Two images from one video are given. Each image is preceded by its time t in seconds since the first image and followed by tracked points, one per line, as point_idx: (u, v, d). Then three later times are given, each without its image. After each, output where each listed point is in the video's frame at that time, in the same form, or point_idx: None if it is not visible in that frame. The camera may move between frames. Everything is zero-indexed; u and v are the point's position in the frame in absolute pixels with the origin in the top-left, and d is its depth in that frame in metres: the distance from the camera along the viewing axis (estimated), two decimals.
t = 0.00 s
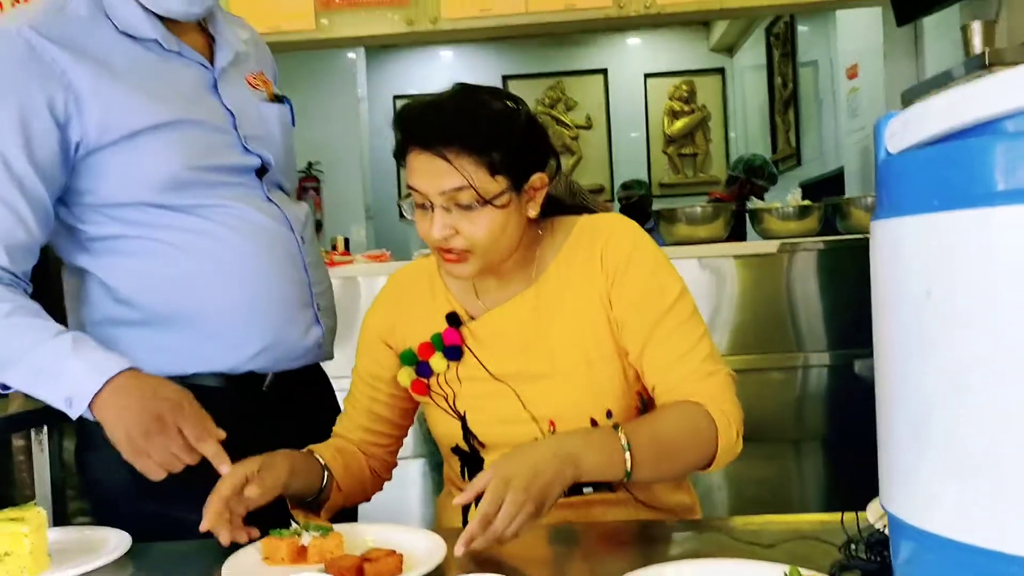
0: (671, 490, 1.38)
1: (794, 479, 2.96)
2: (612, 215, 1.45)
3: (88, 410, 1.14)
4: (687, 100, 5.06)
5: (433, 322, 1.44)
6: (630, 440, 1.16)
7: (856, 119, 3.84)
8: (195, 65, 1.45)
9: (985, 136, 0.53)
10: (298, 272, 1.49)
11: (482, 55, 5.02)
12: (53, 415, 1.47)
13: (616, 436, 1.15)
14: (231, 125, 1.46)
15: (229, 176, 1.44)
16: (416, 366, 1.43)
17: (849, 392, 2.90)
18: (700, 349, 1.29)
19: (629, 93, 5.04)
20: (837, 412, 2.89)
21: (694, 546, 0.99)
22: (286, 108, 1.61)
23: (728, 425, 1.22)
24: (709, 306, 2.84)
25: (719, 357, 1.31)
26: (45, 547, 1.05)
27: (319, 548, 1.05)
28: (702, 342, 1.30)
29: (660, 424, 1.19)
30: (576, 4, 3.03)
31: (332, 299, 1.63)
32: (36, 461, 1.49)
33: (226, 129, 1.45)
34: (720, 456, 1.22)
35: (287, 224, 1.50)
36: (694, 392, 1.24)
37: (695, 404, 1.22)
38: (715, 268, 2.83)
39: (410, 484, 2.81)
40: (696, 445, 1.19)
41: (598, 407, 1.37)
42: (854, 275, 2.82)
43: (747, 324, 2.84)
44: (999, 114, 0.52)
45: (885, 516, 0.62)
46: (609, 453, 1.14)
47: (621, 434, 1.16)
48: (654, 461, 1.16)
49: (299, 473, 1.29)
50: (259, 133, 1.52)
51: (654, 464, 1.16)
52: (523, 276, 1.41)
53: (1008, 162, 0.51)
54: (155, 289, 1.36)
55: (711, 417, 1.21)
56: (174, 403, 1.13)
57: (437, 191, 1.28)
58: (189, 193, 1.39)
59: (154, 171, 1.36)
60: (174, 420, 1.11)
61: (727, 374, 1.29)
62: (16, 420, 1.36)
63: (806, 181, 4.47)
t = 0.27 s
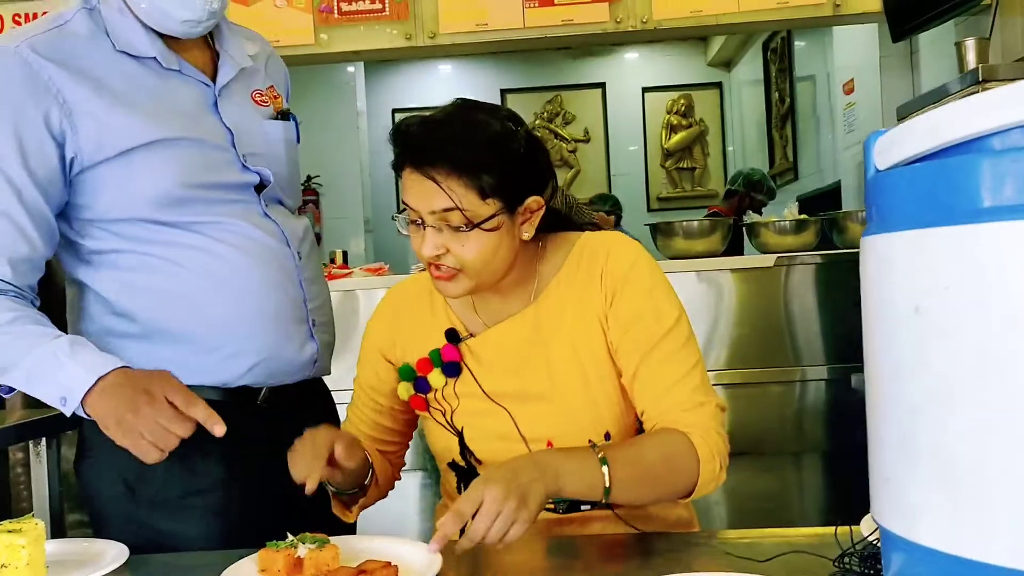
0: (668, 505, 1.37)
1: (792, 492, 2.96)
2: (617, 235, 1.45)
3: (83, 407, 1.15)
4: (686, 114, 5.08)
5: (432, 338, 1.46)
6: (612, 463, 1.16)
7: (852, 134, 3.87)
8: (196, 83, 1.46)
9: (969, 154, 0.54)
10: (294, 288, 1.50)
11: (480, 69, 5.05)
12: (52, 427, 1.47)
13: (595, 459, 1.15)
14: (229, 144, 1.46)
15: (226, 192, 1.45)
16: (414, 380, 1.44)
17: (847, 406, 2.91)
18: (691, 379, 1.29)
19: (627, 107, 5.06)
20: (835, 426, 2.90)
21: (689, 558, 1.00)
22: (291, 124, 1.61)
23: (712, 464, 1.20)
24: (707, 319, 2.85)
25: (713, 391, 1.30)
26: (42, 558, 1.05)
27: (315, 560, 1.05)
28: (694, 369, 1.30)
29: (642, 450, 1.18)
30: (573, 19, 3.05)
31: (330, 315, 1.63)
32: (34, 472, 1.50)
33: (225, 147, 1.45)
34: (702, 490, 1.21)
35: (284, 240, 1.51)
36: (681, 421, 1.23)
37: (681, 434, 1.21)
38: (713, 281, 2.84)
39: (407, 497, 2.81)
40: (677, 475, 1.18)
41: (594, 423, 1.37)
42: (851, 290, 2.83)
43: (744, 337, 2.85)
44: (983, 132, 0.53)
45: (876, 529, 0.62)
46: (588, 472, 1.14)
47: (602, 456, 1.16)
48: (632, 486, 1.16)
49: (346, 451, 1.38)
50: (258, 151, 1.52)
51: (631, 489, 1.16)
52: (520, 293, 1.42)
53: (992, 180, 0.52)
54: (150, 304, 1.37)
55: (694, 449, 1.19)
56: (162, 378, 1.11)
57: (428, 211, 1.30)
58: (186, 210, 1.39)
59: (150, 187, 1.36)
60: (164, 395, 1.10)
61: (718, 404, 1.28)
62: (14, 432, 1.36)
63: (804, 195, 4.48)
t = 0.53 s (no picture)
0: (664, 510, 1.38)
1: (789, 497, 2.97)
2: (616, 239, 1.45)
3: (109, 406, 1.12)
4: (685, 119, 5.09)
5: (435, 346, 1.47)
6: (597, 472, 1.16)
7: (851, 139, 3.88)
8: (201, 90, 1.50)
9: (950, 164, 0.55)
10: (293, 293, 1.52)
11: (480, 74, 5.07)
12: (52, 431, 1.48)
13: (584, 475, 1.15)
14: (233, 149, 1.48)
15: (229, 197, 1.47)
16: (417, 387, 1.45)
17: (845, 410, 2.92)
18: (683, 380, 1.29)
19: (626, 112, 5.08)
20: (832, 430, 2.91)
21: (682, 561, 1.01)
22: (295, 133, 1.64)
23: (702, 464, 1.21)
24: (706, 323, 2.86)
25: (706, 391, 1.31)
26: (42, 560, 1.06)
27: (311, 561, 1.06)
28: (686, 371, 1.30)
29: (630, 457, 1.19)
30: (571, 26, 3.06)
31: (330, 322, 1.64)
32: (34, 475, 1.51)
33: (230, 153, 1.48)
34: (693, 492, 1.21)
35: (282, 244, 1.52)
36: (671, 422, 1.24)
37: (671, 436, 1.22)
38: (711, 285, 2.85)
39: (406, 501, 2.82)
40: (666, 479, 1.18)
41: (593, 427, 1.38)
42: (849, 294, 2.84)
43: (742, 341, 2.86)
44: (963, 143, 0.54)
45: (861, 531, 0.63)
46: (575, 481, 1.14)
47: (589, 467, 1.16)
48: (622, 493, 1.16)
49: (348, 472, 1.38)
50: (262, 158, 1.55)
51: (620, 496, 1.15)
52: (520, 298, 1.43)
53: (973, 189, 0.53)
54: (151, 306, 1.39)
55: (685, 452, 1.20)
56: (205, 437, 1.11)
57: (432, 218, 1.31)
58: (189, 212, 1.41)
59: (152, 191, 1.38)
60: (200, 454, 1.10)
61: (710, 406, 1.28)
62: (14, 436, 1.37)
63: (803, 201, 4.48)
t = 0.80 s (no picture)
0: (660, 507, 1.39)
1: (789, 497, 2.98)
2: (613, 238, 1.46)
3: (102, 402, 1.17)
4: (686, 121, 5.11)
5: (434, 343, 1.48)
6: (585, 473, 1.16)
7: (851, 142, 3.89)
8: (213, 91, 1.51)
9: (936, 164, 0.56)
10: (297, 292, 1.52)
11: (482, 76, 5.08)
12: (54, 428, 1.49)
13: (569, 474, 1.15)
14: (243, 150, 1.50)
15: (236, 196, 1.48)
16: (417, 383, 1.46)
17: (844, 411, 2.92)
18: (672, 374, 1.30)
19: (628, 115, 5.09)
20: (831, 431, 2.92)
21: (677, 558, 1.01)
22: (304, 136, 1.66)
23: (689, 458, 1.22)
24: (706, 324, 2.87)
25: (695, 386, 1.32)
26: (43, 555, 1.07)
27: (309, 557, 1.08)
28: (676, 365, 1.31)
29: (617, 456, 1.19)
30: (573, 27, 3.08)
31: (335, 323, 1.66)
32: (36, 472, 1.52)
33: (238, 152, 1.49)
34: (681, 488, 1.22)
35: (286, 242, 1.53)
36: (658, 417, 1.25)
37: (658, 431, 1.22)
38: (712, 286, 2.86)
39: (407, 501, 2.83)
40: (653, 475, 1.18)
41: (589, 424, 1.39)
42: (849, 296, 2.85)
43: (741, 343, 2.87)
44: (948, 143, 0.55)
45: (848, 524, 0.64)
46: (560, 482, 1.15)
47: (576, 470, 1.16)
48: (610, 493, 1.16)
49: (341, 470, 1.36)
50: (273, 159, 1.56)
51: (607, 496, 1.16)
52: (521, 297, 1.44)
53: (958, 189, 0.54)
54: (155, 302, 1.41)
55: (671, 444, 1.21)
56: (192, 417, 1.15)
57: (439, 220, 1.32)
58: (194, 210, 1.43)
59: (158, 188, 1.40)
60: (191, 433, 1.13)
61: (698, 400, 1.29)
62: (18, 432, 1.39)
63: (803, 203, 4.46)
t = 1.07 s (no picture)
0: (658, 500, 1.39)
1: (790, 493, 2.98)
2: (612, 233, 1.46)
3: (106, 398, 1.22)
4: (689, 120, 5.11)
5: (433, 337, 1.48)
6: (587, 466, 1.17)
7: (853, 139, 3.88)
8: (218, 85, 1.52)
9: (929, 153, 0.57)
10: (297, 284, 1.52)
11: (484, 74, 5.08)
12: (55, 420, 1.50)
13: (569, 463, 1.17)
14: (247, 144, 1.51)
15: (238, 188, 1.48)
16: (417, 376, 1.47)
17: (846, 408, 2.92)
18: (670, 368, 1.30)
19: (630, 113, 5.10)
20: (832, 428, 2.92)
21: (674, 548, 1.01)
22: (310, 132, 1.67)
23: (690, 453, 1.22)
24: (707, 321, 2.87)
25: (696, 381, 1.32)
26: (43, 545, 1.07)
27: (312, 547, 1.08)
28: (675, 360, 1.31)
29: (618, 448, 1.19)
30: (574, 25, 3.08)
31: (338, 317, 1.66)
32: (38, 464, 1.52)
33: (242, 146, 1.50)
34: (681, 481, 1.22)
35: (287, 234, 1.53)
36: (658, 411, 1.25)
37: (658, 425, 1.23)
38: (713, 282, 2.87)
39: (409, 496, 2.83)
40: (654, 470, 1.19)
41: (587, 418, 1.39)
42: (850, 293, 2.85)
43: (742, 339, 2.88)
44: (942, 131, 0.55)
45: (843, 512, 0.64)
46: (561, 473, 1.16)
47: (578, 463, 1.17)
48: (612, 486, 1.17)
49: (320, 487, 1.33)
50: (279, 154, 1.57)
51: (608, 488, 1.17)
52: (519, 291, 1.44)
53: (951, 178, 0.54)
54: (157, 292, 1.41)
55: (671, 439, 1.21)
56: (193, 412, 1.20)
57: (433, 216, 1.33)
58: (196, 202, 1.43)
59: (160, 179, 1.41)
60: (192, 428, 1.19)
61: (698, 395, 1.29)
62: (20, 424, 1.39)
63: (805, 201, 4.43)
